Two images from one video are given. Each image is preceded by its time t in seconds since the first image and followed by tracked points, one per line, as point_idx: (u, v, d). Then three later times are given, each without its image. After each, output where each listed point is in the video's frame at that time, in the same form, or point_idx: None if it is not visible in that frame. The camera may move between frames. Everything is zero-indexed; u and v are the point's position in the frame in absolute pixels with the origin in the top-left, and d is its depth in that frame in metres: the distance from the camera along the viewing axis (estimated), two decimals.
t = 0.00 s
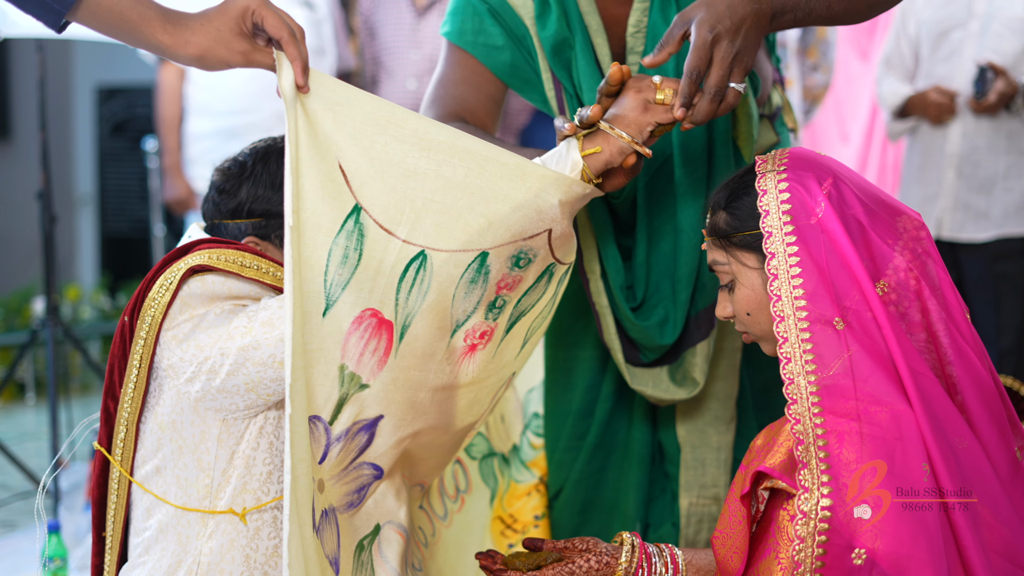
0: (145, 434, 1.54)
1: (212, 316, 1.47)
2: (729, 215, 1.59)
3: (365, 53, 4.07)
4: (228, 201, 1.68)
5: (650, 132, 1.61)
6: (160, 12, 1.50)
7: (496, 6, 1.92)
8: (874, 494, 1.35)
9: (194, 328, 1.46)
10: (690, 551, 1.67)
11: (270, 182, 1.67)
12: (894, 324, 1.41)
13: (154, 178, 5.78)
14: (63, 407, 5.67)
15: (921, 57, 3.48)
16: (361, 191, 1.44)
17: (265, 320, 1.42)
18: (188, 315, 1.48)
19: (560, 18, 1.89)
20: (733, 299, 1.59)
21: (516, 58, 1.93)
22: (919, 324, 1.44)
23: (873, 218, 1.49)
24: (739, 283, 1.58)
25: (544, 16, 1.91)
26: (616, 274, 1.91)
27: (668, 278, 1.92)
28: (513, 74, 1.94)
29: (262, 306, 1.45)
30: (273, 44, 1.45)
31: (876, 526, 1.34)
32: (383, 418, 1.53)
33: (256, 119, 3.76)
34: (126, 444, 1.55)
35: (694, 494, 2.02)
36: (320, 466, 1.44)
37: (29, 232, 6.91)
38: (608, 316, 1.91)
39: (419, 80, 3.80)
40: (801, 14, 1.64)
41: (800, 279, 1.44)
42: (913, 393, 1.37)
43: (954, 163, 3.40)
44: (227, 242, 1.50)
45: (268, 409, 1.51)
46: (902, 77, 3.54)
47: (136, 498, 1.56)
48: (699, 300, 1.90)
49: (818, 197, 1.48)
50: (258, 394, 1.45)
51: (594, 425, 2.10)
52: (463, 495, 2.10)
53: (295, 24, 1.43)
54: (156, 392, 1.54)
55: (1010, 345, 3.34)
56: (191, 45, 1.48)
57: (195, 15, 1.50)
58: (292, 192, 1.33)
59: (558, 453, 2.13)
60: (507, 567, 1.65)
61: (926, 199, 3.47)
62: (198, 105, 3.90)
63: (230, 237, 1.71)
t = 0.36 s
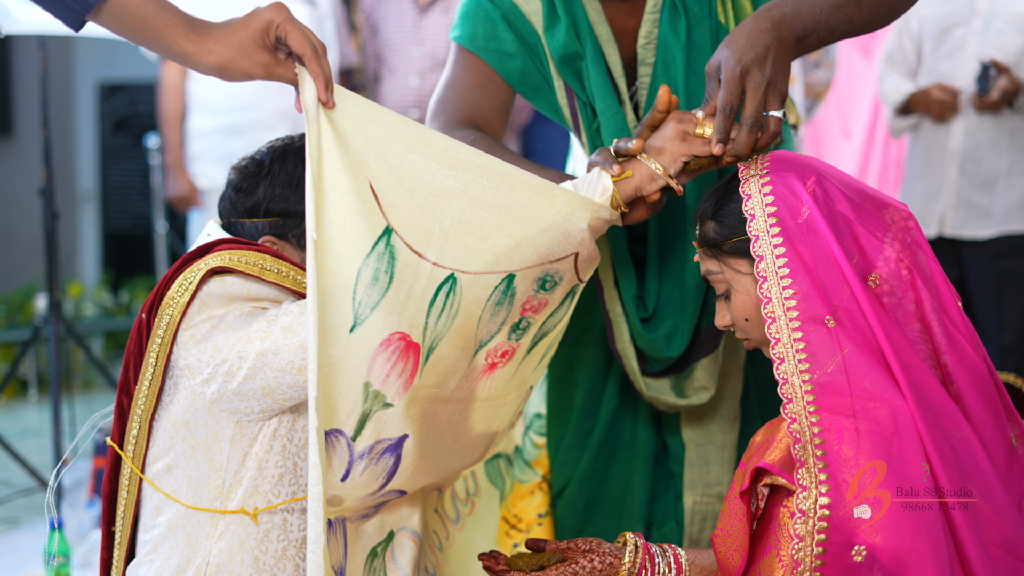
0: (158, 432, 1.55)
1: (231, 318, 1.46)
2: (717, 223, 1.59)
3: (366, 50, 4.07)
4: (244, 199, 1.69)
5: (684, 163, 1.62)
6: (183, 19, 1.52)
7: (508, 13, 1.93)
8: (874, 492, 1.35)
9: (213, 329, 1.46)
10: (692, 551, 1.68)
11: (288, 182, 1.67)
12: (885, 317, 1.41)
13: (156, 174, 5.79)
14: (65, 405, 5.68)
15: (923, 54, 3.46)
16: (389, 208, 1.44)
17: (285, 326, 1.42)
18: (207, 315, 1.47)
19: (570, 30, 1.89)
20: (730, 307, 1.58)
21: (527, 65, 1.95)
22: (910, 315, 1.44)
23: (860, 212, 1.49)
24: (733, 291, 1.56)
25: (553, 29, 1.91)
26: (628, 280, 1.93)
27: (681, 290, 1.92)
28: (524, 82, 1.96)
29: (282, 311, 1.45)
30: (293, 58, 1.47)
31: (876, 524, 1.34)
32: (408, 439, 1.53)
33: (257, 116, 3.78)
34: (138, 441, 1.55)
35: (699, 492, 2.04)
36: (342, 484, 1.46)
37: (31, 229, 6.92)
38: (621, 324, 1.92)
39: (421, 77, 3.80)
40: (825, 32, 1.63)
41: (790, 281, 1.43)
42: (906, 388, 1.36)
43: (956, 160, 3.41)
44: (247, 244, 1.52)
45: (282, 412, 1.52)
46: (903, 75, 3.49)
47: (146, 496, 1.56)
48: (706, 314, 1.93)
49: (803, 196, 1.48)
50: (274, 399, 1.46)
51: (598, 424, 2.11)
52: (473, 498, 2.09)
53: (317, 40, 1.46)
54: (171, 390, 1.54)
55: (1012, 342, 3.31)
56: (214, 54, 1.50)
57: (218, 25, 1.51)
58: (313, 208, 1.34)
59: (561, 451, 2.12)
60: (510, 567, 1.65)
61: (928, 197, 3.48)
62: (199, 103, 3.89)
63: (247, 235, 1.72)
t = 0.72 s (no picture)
0: (167, 435, 1.53)
1: (244, 323, 1.44)
2: (707, 231, 1.58)
3: (368, 51, 4.06)
4: (258, 203, 1.68)
5: (700, 176, 1.56)
6: (214, 50, 1.45)
7: (521, 20, 1.92)
8: (874, 493, 1.34)
9: (225, 334, 1.44)
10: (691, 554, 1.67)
11: (301, 185, 1.67)
12: (876, 320, 1.40)
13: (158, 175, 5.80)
14: (65, 405, 5.68)
15: (925, 55, 3.46)
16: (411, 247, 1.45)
17: (299, 335, 1.40)
18: (220, 320, 1.45)
19: (581, 40, 1.89)
20: (722, 314, 1.58)
21: (538, 74, 1.94)
22: (901, 317, 1.44)
23: (849, 216, 1.49)
24: (725, 297, 1.56)
25: (564, 38, 1.90)
26: (632, 289, 1.91)
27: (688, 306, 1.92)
28: (534, 91, 1.95)
29: (297, 318, 1.42)
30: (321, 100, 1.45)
31: (876, 524, 1.34)
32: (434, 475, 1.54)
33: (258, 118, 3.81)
34: (147, 443, 1.54)
35: (700, 495, 2.05)
36: (374, 526, 1.49)
37: (32, 230, 6.93)
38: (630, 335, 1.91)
39: (423, 78, 3.80)
40: (841, 48, 1.59)
41: (781, 286, 1.43)
42: (900, 388, 1.36)
43: (957, 162, 3.41)
44: (262, 249, 1.48)
45: (293, 418, 1.51)
46: (904, 76, 3.49)
47: (153, 497, 1.56)
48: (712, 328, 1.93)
49: (791, 202, 1.47)
50: (285, 406, 1.44)
51: (601, 428, 2.11)
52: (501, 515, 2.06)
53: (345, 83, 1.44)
54: (182, 393, 1.53)
55: (1013, 344, 3.34)
56: (241, 89, 1.44)
57: (248, 57, 1.46)
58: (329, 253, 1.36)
59: (563, 455, 2.11)
60: (508, 570, 1.65)
61: (929, 198, 3.46)
62: (200, 104, 3.90)
63: (260, 239, 1.71)
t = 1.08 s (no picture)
0: (165, 434, 1.54)
1: (242, 323, 1.44)
2: (701, 231, 1.59)
3: (366, 49, 4.06)
4: (261, 201, 1.69)
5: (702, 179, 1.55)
6: (233, 86, 1.44)
7: (527, 17, 1.92)
8: (874, 493, 1.35)
9: (223, 334, 1.44)
10: (689, 551, 1.70)
11: (304, 186, 1.67)
12: (872, 317, 1.41)
13: (155, 173, 5.80)
14: (64, 403, 5.69)
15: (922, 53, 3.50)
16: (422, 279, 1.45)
17: (297, 335, 1.39)
18: (218, 320, 1.45)
19: (583, 44, 1.91)
20: (719, 313, 1.59)
21: (535, 73, 1.94)
22: (897, 313, 1.45)
23: (843, 213, 1.49)
24: (721, 296, 1.57)
25: (567, 41, 1.92)
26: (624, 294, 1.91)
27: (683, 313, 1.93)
28: (528, 89, 1.96)
29: (295, 319, 1.42)
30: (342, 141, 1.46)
31: (876, 525, 1.34)
32: (459, 496, 1.60)
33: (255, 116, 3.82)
34: (144, 441, 1.54)
35: (701, 494, 2.06)
36: (404, 552, 1.53)
37: (31, 228, 6.93)
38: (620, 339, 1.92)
39: (421, 76, 3.81)
40: (842, 50, 1.60)
41: (775, 285, 1.44)
42: (897, 384, 1.36)
43: (954, 159, 3.42)
44: (261, 249, 1.49)
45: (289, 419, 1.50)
46: (902, 73, 3.53)
47: (150, 495, 1.57)
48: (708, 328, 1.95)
49: (786, 200, 1.47)
50: (282, 405, 1.44)
51: (601, 427, 2.12)
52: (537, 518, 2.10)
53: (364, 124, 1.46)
54: (179, 392, 1.53)
55: (1011, 341, 3.34)
56: (260, 129, 1.43)
57: (268, 95, 1.45)
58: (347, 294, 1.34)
59: (563, 453, 2.13)
60: (507, 568, 1.68)
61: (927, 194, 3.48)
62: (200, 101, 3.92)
63: (261, 238, 1.73)
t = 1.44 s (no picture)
0: (162, 434, 1.54)
1: (240, 324, 1.44)
2: (706, 231, 1.59)
3: (363, 45, 4.06)
4: (264, 199, 1.69)
5: (706, 184, 1.56)
6: (242, 117, 1.40)
7: (530, 12, 1.93)
8: (875, 493, 1.34)
9: (221, 335, 1.44)
10: (692, 547, 1.69)
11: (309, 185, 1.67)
12: (875, 312, 1.40)
13: (153, 169, 5.80)
14: (63, 399, 5.69)
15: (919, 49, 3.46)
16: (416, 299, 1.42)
17: (295, 338, 1.39)
18: (216, 321, 1.45)
19: (586, 44, 1.91)
20: (725, 311, 1.60)
21: (534, 69, 1.95)
22: (900, 305, 1.44)
23: (846, 207, 1.48)
24: (726, 294, 1.58)
25: (569, 40, 1.92)
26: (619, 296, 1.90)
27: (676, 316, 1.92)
28: (525, 85, 1.96)
29: (294, 321, 1.42)
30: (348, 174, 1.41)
31: (878, 524, 1.34)
32: (470, 510, 1.64)
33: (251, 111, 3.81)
34: (141, 441, 1.55)
35: (697, 490, 2.07)
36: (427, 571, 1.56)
37: (28, 225, 6.92)
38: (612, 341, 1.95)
39: (418, 72, 3.82)
40: (843, 52, 1.62)
41: (778, 283, 1.43)
42: (901, 381, 1.35)
43: (951, 155, 3.42)
44: (260, 250, 1.49)
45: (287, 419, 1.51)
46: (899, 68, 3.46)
47: (147, 494, 1.57)
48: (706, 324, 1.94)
49: (787, 197, 1.47)
50: (280, 407, 1.44)
51: (598, 424, 2.13)
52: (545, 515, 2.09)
53: (373, 161, 1.42)
54: (177, 393, 1.54)
55: (1007, 336, 3.40)
56: (267, 161, 1.40)
57: (276, 125, 1.41)
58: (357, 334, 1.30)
59: (561, 447, 2.14)
60: (509, 563, 1.68)
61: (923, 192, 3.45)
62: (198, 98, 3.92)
63: (263, 236, 1.73)
